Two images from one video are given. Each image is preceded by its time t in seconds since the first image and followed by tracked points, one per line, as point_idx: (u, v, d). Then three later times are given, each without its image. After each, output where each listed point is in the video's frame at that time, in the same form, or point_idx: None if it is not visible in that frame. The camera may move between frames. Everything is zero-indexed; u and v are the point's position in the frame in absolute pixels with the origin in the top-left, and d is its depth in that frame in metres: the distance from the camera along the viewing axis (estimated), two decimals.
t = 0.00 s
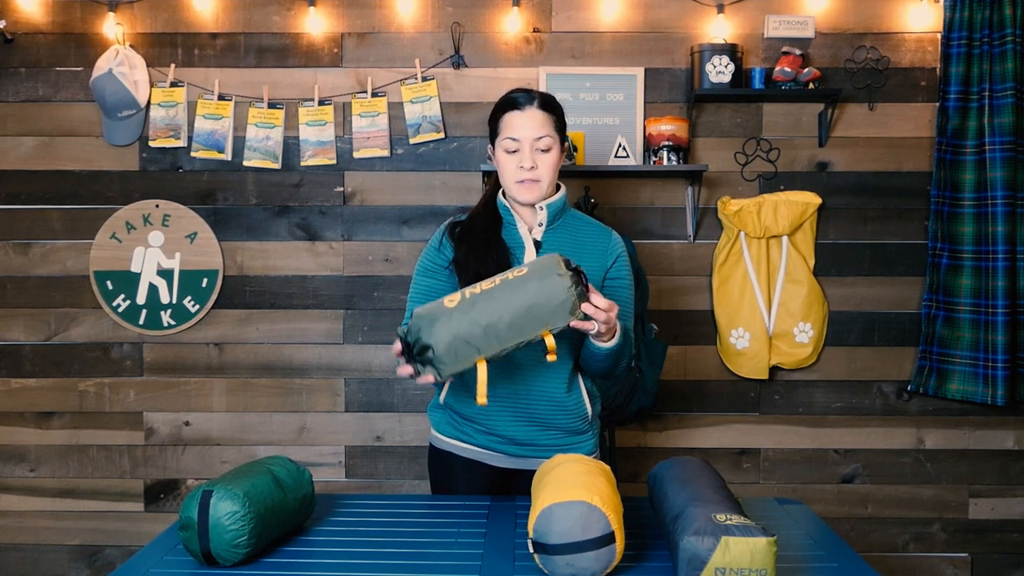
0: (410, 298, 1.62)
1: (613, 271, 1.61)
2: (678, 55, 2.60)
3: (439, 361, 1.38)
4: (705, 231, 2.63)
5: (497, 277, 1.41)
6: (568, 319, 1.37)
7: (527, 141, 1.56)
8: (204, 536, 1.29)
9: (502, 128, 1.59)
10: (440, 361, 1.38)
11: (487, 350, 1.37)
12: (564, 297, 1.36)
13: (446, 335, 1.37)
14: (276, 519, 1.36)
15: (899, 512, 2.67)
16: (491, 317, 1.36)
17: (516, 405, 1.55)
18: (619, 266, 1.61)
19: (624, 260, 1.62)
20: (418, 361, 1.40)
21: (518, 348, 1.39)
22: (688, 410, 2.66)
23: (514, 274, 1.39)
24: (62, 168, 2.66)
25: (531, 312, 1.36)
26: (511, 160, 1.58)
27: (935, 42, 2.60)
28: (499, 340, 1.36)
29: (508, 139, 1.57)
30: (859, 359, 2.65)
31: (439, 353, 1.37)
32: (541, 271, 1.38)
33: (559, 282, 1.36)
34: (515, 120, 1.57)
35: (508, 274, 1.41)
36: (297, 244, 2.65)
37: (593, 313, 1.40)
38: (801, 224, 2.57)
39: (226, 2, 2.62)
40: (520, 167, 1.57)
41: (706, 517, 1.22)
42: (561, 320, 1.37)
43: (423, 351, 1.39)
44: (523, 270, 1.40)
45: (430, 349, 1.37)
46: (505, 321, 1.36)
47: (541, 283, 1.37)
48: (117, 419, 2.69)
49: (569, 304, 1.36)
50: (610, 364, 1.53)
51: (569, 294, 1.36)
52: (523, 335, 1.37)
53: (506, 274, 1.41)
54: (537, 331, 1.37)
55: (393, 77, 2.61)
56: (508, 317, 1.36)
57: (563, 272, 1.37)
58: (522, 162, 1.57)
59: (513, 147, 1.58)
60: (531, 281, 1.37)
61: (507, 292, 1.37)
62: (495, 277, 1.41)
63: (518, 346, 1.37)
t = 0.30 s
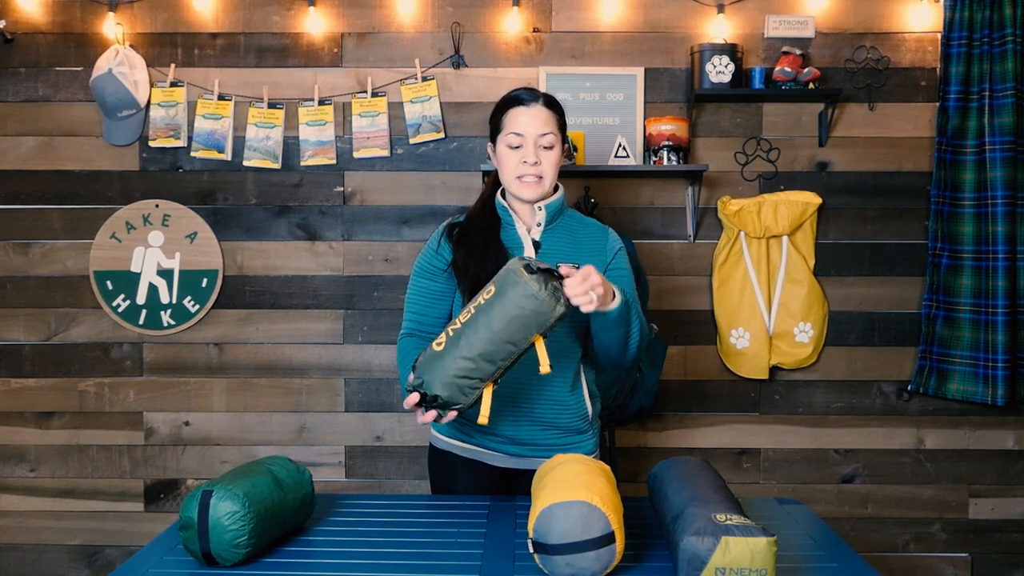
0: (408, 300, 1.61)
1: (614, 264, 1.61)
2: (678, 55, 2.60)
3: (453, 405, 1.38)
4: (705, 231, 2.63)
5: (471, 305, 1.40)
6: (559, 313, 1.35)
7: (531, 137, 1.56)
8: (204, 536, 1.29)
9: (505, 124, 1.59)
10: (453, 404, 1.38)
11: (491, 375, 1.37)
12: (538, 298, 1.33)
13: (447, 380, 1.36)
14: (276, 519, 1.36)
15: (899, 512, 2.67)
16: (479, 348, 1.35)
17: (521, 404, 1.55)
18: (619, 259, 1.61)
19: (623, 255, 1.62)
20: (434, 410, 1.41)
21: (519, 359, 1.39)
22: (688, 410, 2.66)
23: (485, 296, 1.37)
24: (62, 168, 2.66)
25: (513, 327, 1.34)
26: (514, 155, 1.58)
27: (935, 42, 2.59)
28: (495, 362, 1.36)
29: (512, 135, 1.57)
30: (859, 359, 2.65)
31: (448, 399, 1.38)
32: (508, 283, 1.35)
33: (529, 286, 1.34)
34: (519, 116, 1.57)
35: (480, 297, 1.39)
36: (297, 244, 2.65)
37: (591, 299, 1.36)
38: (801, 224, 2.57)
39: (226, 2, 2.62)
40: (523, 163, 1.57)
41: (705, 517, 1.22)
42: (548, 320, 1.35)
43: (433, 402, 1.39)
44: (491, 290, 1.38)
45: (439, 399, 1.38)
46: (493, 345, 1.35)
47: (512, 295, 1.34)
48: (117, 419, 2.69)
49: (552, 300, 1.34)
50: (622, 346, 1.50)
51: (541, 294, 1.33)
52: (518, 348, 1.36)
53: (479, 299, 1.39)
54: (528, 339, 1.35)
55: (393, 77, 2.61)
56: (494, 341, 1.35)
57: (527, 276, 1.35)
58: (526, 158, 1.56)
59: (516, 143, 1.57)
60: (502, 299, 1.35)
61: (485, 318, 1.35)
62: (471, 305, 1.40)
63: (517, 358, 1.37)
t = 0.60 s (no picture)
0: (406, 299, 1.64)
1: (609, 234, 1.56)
2: (678, 55, 2.60)
3: (484, 373, 1.38)
4: (705, 231, 2.62)
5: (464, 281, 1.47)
6: (529, 234, 1.36)
7: (526, 136, 1.55)
8: (204, 536, 1.29)
9: (501, 123, 1.59)
10: (485, 372, 1.38)
11: (501, 327, 1.38)
12: (501, 233, 1.38)
13: (466, 349, 1.39)
14: (276, 519, 1.36)
15: (899, 512, 2.67)
16: (478, 304, 1.39)
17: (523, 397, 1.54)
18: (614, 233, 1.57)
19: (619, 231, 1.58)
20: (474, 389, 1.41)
21: (523, 298, 1.38)
22: (688, 410, 2.66)
23: (469, 262, 1.44)
24: (62, 168, 2.66)
25: (493, 269, 1.38)
26: (508, 153, 1.57)
27: (935, 42, 2.59)
28: (496, 308, 1.38)
29: (507, 134, 1.57)
30: (859, 359, 2.65)
31: (475, 367, 1.38)
32: (476, 235, 1.42)
33: (490, 226, 1.40)
34: (513, 116, 1.57)
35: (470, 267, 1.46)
36: (297, 244, 2.65)
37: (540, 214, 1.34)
38: (801, 223, 2.57)
39: (226, 2, 2.62)
40: (518, 160, 1.55)
41: (706, 517, 1.22)
42: (521, 248, 1.37)
43: (467, 379, 1.40)
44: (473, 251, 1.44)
45: (467, 372, 1.39)
46: (486, 294, 1.38)
47: (482, 242, 1.40)
48: (117, 419, 2.69)
49: (519, 226, 1.38)
50: (632, 262, 1.43)
51: (501, 228, 1.38)
52: (508, 287, 1.37)
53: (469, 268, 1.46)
54: (512, 276, 1.37)
55: (393, 77, 2.61)
56: (484, 289, 1.38)
57: (487, 221, 1.41)
58: (521, 157, 1.55)
59: (511, 141, 1.57)
60: (475, 252, 1.41)
61: (472, 277, 1.41)
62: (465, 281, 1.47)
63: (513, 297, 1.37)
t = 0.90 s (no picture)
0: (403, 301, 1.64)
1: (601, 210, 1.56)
2: (678, 55, 2.60)
3: (525, 247, 1.23)
4: (705, 231, 2.63)
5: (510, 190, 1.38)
6: (535, 101, 1.31)
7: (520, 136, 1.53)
8: (204, 536, 1.29)
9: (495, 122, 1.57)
10: (528, 248, 1.23)
11: (529, 193, 1.25)
12: (510, 113, 1.32)
13: (506, 233, 1.26)
14: (275, 519, 1.36)
15: (899, 512, 2.67)
16: (509, 188, 1.28)
17: (523, 394, 1.52)
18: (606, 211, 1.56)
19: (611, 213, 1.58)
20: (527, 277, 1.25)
21: (550, 162, 1.28)
22: (688, 410, 2.66)
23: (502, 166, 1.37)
24: (62, 168, 2.66)
25: (512, 144, 1.29)
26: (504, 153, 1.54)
27: (935, 42, 2.59)
28: (528, 180, 1.26)
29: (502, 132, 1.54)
30: (859, 359, 2.65)
31: (516, 245, 1.24)
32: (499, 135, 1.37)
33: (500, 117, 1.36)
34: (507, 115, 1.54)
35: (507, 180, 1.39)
36: (296, 244, 2.65)
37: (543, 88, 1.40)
38: (801, 223, 2.57)
39: (226, 2, 2.62)
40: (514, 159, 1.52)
41: (706, 517, 1.22)
42: (525, 116, 1.30)
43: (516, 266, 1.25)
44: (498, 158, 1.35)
45: (511, 256, 1.25)
46: (513, 172, 1.28)
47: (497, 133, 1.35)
48: (117, 419, 2.69)
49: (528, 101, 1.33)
50: (626, 207, 1.40)
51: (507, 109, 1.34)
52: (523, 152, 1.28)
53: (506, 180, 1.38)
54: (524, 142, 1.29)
55: (393, 77, 2.61)
56: (511, 170, 1.28)
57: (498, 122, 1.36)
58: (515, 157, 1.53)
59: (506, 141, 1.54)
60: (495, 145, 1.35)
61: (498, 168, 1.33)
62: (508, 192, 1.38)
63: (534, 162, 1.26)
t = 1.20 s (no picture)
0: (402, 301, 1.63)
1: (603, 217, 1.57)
2: (678, 55, 2.60)
3: (525, 290, 1.25)
4: (705, 231, 2.63)
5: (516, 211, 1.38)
6: (547, 133, 1.28)
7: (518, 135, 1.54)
8: (204, 536, 1.29)
9: (493, 123, 1.58)
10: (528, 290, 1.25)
11: (533, 236, 1.25)
12: (519, 142, 1.29)
13: (507, 268, 1.28)
14: (275, 519, 1.36)
15: (899, 512, 2.67)
16: (512, 223, 1.27)
17: (523, 395, 1.53)
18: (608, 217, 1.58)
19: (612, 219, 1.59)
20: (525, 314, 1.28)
21: (556, 203, 1.26)
22: (688, 410, 2.66)
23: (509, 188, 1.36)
24: (62, 168, 2.66)
25: (519, 178, 1.28)
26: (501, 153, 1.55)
27: (935, 42, 2.59)
28: (532, 220, 1.25)
29: (499, 133, 1.55)
30: (859, 359, 2.65)
31: (516, 284, 1.26)
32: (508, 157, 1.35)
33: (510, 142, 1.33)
34: (505, 116, 1.56)
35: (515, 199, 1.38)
36: (296, 244, 2.65)
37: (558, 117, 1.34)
38: (801, 223, 2.57)
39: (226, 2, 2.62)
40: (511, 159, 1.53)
41: (706, 517, 1.22)
42: (534, 151, 1.27)
43: (515, 301, 1.28)
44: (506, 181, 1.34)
45: (510, 292, 1.27)
46: (518, 209, 1.27)
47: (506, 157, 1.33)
48: (116, 419, 2.69)
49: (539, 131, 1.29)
50: (634, 220, 1.40)
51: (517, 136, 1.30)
52: (529, 191, 1.26)
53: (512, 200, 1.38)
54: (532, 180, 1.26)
55: (393, 77, 2.61)
56: (516, 206, 1.27)
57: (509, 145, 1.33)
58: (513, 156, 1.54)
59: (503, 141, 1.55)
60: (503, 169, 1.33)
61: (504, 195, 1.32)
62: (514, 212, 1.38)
63: (537, 204, 1.24)
